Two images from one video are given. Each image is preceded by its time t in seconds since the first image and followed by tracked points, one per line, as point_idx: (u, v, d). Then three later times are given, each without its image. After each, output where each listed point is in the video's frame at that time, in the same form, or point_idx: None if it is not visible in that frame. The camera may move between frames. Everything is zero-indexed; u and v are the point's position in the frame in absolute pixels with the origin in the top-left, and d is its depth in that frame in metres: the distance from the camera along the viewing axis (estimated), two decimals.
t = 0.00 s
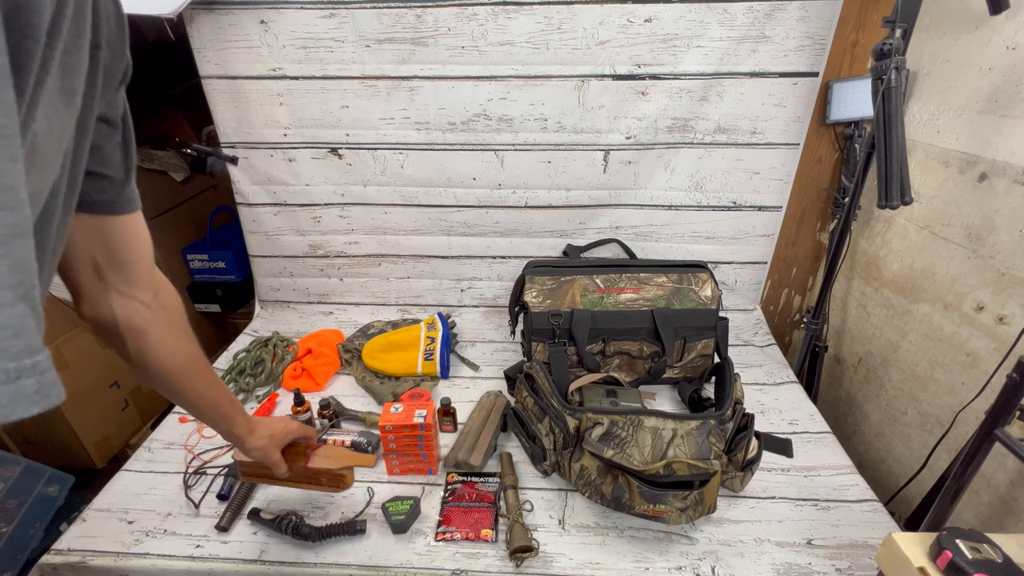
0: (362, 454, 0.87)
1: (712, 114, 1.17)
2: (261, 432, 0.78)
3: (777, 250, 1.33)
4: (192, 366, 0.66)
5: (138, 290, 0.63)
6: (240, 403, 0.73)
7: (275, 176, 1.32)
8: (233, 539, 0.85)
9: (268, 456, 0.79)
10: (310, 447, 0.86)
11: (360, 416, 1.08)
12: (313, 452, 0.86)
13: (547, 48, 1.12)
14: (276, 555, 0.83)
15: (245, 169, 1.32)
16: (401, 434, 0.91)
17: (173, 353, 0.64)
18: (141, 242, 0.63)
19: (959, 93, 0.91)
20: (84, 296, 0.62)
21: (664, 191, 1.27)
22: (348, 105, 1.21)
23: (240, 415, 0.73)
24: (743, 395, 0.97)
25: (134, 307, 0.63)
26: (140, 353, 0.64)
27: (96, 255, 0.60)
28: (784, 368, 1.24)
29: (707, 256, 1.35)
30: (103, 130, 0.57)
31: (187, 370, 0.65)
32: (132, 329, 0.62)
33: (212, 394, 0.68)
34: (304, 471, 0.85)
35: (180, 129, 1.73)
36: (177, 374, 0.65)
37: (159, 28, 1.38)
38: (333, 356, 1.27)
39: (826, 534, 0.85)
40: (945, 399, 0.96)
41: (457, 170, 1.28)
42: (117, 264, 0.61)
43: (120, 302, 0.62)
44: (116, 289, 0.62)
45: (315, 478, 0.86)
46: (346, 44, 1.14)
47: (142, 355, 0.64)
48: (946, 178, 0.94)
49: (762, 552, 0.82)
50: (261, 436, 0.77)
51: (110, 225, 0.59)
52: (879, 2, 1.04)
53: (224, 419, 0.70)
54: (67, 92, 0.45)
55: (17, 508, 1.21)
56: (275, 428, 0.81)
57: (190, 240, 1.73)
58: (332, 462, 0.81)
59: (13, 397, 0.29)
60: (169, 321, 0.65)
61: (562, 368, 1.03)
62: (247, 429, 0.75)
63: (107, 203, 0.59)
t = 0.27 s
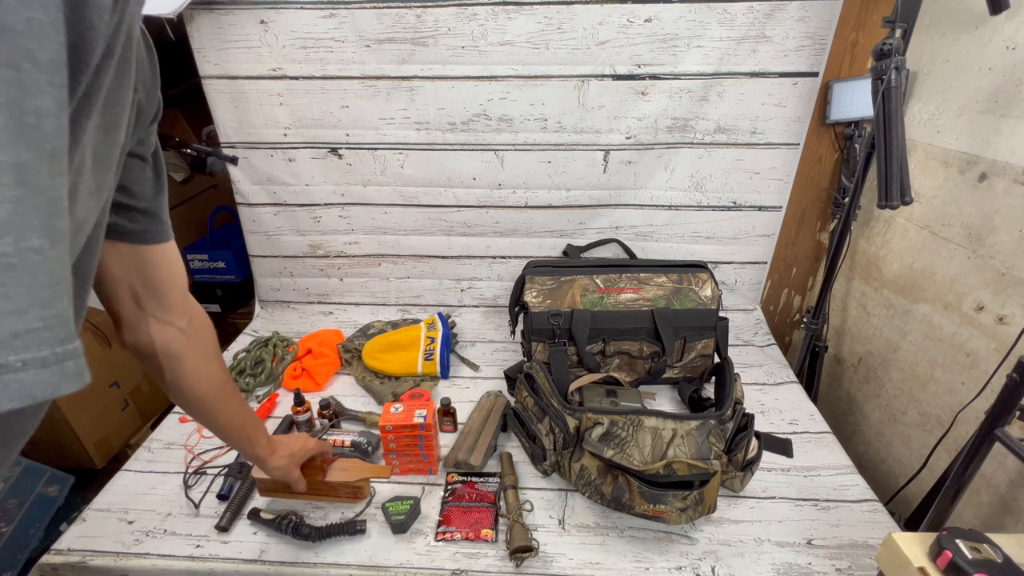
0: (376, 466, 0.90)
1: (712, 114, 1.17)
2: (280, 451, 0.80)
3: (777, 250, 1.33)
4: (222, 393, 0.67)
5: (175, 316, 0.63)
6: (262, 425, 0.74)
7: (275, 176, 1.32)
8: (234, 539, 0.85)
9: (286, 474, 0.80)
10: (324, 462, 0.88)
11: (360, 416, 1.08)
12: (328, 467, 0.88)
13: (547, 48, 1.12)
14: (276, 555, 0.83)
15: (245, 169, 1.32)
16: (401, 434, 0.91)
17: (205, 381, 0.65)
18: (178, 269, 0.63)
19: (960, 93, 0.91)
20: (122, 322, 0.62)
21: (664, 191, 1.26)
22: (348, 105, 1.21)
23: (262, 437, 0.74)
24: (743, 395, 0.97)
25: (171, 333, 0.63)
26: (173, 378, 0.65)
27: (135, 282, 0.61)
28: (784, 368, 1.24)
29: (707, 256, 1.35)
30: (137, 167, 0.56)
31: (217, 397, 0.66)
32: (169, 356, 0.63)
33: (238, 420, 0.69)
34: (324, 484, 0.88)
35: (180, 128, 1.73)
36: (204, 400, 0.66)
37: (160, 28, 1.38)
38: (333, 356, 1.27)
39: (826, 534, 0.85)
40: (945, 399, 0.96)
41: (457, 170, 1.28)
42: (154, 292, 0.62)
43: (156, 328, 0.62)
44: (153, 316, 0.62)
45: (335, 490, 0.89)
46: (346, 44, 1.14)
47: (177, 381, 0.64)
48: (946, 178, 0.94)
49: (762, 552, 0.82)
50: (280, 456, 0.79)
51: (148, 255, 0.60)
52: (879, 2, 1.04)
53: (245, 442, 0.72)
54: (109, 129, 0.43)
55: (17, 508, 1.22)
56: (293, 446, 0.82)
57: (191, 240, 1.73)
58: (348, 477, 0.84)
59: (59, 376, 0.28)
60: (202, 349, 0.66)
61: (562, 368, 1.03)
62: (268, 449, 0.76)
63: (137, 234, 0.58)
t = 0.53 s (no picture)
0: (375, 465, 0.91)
1: (712, 114, 1.17)
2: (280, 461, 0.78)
3: (777, 250, 1.33)
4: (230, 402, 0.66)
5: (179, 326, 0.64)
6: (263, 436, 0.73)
7: (276, 176, 1.32)
8: (234, 539, 0.85)
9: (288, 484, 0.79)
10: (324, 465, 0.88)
11: (360, 416, 1.08)
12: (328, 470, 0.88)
13: (547, 48, 1.12)
14: (276, 556, 0.83)
15: (245, 169, 1.32)
16: (401, 434, 0.91)
17: (214, 389, 0.64)
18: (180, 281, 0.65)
19: (960, 93, 0.91)
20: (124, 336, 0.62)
21: (664, 191, 1.26)
22: (348, 105, 1.21)
23: (265, 448, 0.73)
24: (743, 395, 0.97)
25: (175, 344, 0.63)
26: (177, 392, 0.62)
27: (140, 294, 0.61)
28: (784, 368, 1.24)
29: (707, 256, 1.35)
30: (142, 179, 0.58)
31: (225, 406, 0.65)
32: (175, 366, 0.62)
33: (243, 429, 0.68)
34: (326, 491, 0.88)
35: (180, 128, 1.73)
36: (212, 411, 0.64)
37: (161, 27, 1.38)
38: (333, 356, 1.27)
39: (826, 534, 0.85)
40: (945, 399, 0.96)
41: (457, 170, 1.28)
42: (160, 303, 0.62)
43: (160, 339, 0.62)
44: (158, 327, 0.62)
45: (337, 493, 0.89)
46: (346, 44, 1.14)
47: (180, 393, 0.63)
48: (946, 178, 0.94)
49: (762, 552, 0.82)
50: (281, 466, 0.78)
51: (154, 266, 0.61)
52: (879, 2, 1.04)
53: (248, 454, 0.70)
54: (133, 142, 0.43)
55: (17, 508, 1.23)
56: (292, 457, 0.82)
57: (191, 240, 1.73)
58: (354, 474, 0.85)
59: (105, 363, 0.29)
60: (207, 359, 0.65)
61: (562, 368, 1.03)
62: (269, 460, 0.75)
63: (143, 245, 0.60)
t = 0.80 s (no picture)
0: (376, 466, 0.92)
1: (712, 114, 1.17)
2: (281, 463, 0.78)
3: (777, 250, 1.33)
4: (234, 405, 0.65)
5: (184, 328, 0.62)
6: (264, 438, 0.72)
7: (276, 176, 1.32)
8: (234, 539, 0.85)
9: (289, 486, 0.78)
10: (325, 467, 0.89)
11: (360, 416, 1.08)
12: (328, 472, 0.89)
13: (547, 48, 1.12)
14: (276, 556, 0.83)
15: (245, 169, 1.32)
16: (401, 434, 0.91)
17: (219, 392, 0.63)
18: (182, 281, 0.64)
19: (960, 93, 0.91)
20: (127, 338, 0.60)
21: (664, 191, 1.27)
22: (348, 105, 1.21)
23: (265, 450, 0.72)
24: (743, 395, 0.97)
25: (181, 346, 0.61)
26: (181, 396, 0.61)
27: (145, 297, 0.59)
28: (784, 368, 1.24)
29: (707, 256, 1.35)
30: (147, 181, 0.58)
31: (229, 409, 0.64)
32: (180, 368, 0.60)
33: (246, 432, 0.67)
34: (325, 492, 0.88)
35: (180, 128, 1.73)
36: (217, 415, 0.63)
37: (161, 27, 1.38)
38: (333, 356, 1.27)
39: (826, 534, 0.85)
40: (945, 399, 0.96)
41: (457, 170, 1.28)
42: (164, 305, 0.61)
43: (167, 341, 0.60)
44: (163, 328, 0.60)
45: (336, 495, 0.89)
46: (346, 44, 1.14)
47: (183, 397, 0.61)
48: (946, 178, 0.94)
49: (762, 552, 0.82)
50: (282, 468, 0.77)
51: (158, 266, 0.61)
52: (879, 2, 1.04)
53: (250, 455, 0.69)
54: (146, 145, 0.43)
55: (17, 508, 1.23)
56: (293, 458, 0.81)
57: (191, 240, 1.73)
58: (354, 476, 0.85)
59: (145, 361, 0.30)
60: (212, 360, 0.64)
61: (562, 368, 1.03)
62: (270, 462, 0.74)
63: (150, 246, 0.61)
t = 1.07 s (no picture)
0: (379, 464, 0.93)
1: (712, 114, 1.17)
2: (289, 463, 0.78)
3: (777, 250, 1.33)
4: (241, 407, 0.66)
5: (191, 332, 0.63)
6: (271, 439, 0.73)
7: (276, 176, 1.32)
8: (234, 539, 0.85)
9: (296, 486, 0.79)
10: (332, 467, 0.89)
11: (360, 416, 1.08)
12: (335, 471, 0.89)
13: (547, 48, 1.12)
14: (276, 556, 0.83)
15: (245, 169, 1.32)
16: (401, 434, 0.91)
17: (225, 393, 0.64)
18: (191, 286, 0.64)
19: (960, 93, 0.91)
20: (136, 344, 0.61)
21: (664, 191, 1.27)
22: (348, 105, 1.21)
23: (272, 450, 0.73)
24: (743, 395, 0.97)
25: (188, 350, 0.62)
26: (188, 396, 0.62)
27: (153, 303, 0.61)
28: (784, 368, 1.24)
29: (707, 256, 1.35)
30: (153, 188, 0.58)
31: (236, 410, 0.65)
32: (188, 371, 0.62)
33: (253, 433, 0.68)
34: (330, 490, 0.89)
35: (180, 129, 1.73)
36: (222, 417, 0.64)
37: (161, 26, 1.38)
38: (333, 356, 1.27)
39: (826, 534, 0.85)
40: (945, 399, 0.96)
41: (457, 170, 1.28)
42: (172, 310, 0.62)
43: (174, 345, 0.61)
44: (171, 333, 0.62)
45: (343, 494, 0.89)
46: (346, 44, 1.14)
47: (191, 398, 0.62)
48: (946, 178, 0.94)
49: (762, 552, 0.82)
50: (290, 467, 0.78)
51: (164, 271, 0.61)
52: (879, 2, 1.04)
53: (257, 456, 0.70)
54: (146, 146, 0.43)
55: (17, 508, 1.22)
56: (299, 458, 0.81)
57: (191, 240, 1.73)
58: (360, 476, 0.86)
59: (131, 363, 0.30)
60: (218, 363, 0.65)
61: (562, 368, 1.03)
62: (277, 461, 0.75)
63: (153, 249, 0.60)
